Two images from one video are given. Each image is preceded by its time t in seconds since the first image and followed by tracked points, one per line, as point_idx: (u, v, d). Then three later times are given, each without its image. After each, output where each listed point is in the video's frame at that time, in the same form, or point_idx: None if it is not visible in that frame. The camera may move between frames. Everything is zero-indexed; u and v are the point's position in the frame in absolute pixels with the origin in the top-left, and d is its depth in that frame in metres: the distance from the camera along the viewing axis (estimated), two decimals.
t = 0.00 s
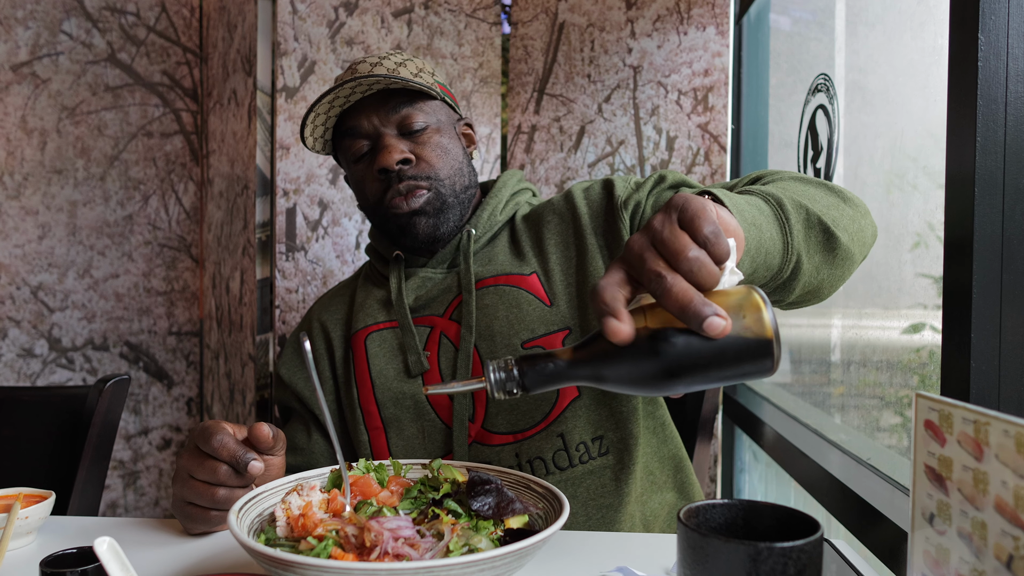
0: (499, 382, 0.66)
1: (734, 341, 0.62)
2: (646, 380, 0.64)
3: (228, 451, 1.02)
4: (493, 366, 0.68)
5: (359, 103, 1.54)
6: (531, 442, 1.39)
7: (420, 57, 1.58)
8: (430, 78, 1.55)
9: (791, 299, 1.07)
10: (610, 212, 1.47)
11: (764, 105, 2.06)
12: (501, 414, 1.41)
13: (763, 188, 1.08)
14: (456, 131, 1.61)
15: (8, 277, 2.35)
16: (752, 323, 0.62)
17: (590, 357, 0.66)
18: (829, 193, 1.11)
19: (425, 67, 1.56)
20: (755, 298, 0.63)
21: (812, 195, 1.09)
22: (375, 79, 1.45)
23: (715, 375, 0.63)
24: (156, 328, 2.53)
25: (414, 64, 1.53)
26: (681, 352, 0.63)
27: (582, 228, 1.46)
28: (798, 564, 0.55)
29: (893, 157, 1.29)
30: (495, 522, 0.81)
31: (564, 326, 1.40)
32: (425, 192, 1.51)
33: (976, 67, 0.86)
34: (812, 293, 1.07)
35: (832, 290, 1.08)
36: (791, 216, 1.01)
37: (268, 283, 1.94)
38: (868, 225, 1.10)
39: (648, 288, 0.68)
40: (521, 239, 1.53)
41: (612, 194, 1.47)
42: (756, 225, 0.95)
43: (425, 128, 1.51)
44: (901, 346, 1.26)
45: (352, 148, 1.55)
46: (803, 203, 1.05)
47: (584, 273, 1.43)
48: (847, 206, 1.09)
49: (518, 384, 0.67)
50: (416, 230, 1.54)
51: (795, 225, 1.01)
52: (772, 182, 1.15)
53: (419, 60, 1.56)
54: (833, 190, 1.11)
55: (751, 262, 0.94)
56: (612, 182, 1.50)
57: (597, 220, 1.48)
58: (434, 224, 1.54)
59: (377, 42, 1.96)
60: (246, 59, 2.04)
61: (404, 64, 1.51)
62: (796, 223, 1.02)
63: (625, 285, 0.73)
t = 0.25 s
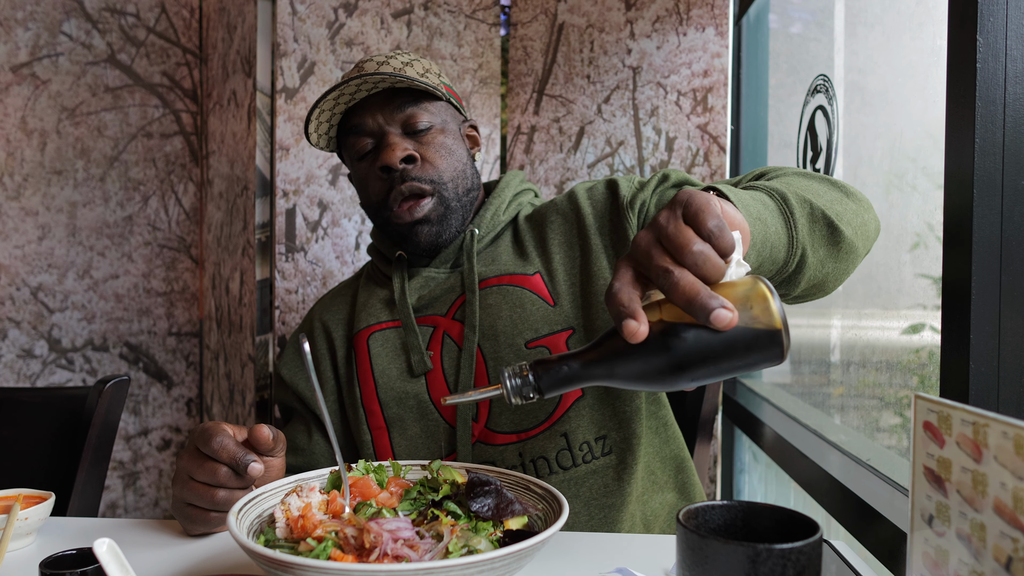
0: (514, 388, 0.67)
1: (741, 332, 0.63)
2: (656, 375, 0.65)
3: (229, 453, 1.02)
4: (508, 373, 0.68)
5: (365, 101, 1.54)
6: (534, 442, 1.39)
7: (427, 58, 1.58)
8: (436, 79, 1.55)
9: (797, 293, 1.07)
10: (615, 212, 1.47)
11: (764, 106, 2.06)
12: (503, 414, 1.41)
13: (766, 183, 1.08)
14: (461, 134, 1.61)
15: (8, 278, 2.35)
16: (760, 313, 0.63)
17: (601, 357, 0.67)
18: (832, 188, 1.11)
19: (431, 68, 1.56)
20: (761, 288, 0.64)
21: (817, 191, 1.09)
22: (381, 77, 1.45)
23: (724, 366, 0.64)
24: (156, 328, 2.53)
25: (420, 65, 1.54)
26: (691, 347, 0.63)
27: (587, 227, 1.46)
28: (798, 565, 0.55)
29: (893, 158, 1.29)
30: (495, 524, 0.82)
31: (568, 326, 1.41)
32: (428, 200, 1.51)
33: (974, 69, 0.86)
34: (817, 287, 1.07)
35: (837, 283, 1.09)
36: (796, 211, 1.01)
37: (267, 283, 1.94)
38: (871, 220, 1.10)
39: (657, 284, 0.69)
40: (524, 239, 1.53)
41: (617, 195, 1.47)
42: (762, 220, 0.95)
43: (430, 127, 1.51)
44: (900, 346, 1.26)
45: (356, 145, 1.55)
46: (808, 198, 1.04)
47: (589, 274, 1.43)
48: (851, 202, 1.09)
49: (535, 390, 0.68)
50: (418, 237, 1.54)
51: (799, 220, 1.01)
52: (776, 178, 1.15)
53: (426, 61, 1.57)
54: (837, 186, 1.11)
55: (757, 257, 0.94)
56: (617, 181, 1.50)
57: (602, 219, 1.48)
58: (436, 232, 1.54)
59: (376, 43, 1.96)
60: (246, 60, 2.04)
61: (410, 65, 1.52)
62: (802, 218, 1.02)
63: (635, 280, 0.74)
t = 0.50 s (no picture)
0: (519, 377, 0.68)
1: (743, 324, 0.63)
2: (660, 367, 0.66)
3: (229, 453, 1.03)
4: (516, 362, 0.69)
5: (365, 105, 1.53)
6: (535, 439, 1.38)
7: (427, 59, 1.58)
8: (437, 80, 1.55)
9: (801, 288, 1.07)
10: (620, 213, 1.47)
11: (764, 105, 2.06)
12: (504, 412, 1.41)
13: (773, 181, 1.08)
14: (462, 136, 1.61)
15: (8, 278, 2.35)
16: (760, 308, 0.63)
17: (605, 348, 0.67)
18: (836, 186, 1.11)
19: (432, 69, 1.56)
20: (762, 285, 0.64)
21: (820, 188, 1.09)
22: (380, 83, 1.44)
23: (726, 359, 0.64)
24: (156, 328, 2.53)
25: (420, 66, 1.54)
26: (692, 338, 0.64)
27: (590, 225, 1.46)
28: (798, 565, 0.55)
29: (893, 158, 1.29)
30: (495, 524, 0.82)
31: (569, 324, 1.41)
32: (431, 207, 1.51)
33: (975, 69, 0.86)
34: (821, 283, 1.07)
35: (841, 279, 1.08)
36: (801, 208, 1.01)
37: (268, 283, 1.94)
38: (874, 216, 1.10)
39: (661, 279, 0.69)
40: (526, 237, 1.53)
41: (622, 195, 1.47)
42: (767, 216, 0.95)
43: (430, 131, 1.51)
44: (901, 346, 1.25)
45: (356, 149, 1.54)
46: (811, 195, 1.04)
47: (591, 273, 1.43)
48: (853, 198, 1.09)
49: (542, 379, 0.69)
50: (421, 246, 1.52)
51: (806, 219, 1.01)
52: (779, 176, 1.15)
53: (425, 61, 1.56)
54: (839, 183, 1.11)
55: (762, 252, 0.95)
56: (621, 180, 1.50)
57: (605, 217, 1.48)
58: (439, 240, 1.53)
59: (376, 43, 1.96)
60: (246, 60, 2.04)
61: (410, 66, 1.51)
62: (807, 214, 1.02)
63: (638, 277, 0.74)
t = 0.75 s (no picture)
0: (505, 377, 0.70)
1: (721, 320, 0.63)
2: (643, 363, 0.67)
3: (229, 453, 1.03)
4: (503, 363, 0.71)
5: (366, 107, 1.52)
6: (536, 439, 1.38)
7: (427, 59, 1.57)
8: (438, 81, 1.54)
9: (792, 283, 1.07)
10: (622, 213, 1.47)
11: (764, 105, 2.06)
12: (504, 412, 1.41)
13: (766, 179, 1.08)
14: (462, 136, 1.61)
15: (9, 278, 2.35)
16: (738, 309, 0.62)
17: (589, 347, 0.69)
18: (829, 182, 1.11)
19: (433, 70, 1.55)
20: (739, 284, 0.63)
21: (811, 184, 1.09)
22: (382, 87, 1.44)
23: (707, 354, 0.64)
24: (156, 329, 2.53)
25: (421, 67, 1.53)
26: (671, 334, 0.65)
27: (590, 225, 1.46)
28: (798, 566, 0.55)
29: (893, 158, 1.29)
30: (495, 524, 0.82)
31: (569, 323, 1.41)
32: (430, 198, 1.51)
33: (975, 69, 0.86)
34: (813, 278, 1.07)
35: (835, 274, 1.08)
36: (788, 204, 1.01)
37: (268, 283, 1.94)
38: (869, 212, 1.11)
39: (640, 279, 0.70)
40: (525, 237, 1.53)
41: (623, 195, 1.47)
42: (753, 212, 0.95)
43: (431, 132, 1.51)
44: (901, 346, 1.25)
45: (357, 150, 1.54)
46: (800, 191, 1.04)
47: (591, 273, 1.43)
48: (847, 194, 1.09)
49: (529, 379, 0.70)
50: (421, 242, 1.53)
51: (793, 215, 1.00)
52: (773, 173, 1.15)
53: (426, 61, 1.56)
54: (832, 179, 1.11)
55: (748, 248, 0.94)
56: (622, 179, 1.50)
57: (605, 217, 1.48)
58: (438, 230, 1.53)
59: (376, 43, 1.96)
60: (246, 60, 2.04)
61: (411, 67, 1.51)
62: (794, 210, 1.01)
63: (619, 277, 0.75)
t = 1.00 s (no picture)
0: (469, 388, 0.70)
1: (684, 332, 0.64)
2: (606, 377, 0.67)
3: (227, 453, 1.03)
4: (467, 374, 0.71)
5: (363, 108, 1.52)
6: (532, 442, 1.38)
7: (425, 60, 1.57)
8: (435, 83, 1.54)
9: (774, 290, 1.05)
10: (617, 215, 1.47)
11: (764, 106, 2.06)
12: (501, 414, 1.41)
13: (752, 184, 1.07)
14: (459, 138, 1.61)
15: (9, 279, 2.35)
16: (698, 321, 0.63)
17: (552, 359, 0.69)
18: (817, 184, 1.12)
19: (431, 71, 1.55)
20: (700, 296, 0.64)
21: (798, 187, 1.09)
22: (379, 87, 1.44)
23: (670, 366, 0.65)
24: (156, 329, 2.53)
25: (419, 68, 1.53)
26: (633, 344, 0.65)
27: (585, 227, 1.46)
28: (797, 567, 0.55)
29: (893, 158, 1.29)
30: (495, 525, 0.82)
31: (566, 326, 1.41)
32: (430, 206, 1.51)
33: (974, 70, 0.86)
34: (798, 284, 1.06)
35: (820, 282, 1.07)
36: (766, 210, 0.99)
37: (268, 284, 1.94)
38: (861, 215, 1.10)
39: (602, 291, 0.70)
40: (522, 238, 1.53)
41: (618, 199, 1.47)
42: (728, 219, 0.93)
43: (428, 134, 1.51)
44: (901, 347, 1.25)
45: (354, 151, 1.54)
46: (781, 196, 1.03)
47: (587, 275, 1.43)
48: (835, 197, 1.09)
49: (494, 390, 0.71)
50: (419, 243, 1.53)
51: (770, 223, 0.99)
52: (759, 176, 1.15)
53: (424, 63, 1.56)
54: (821, 181, 1.12)
55: (723, 256, 0.92)
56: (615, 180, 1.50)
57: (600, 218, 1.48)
58: (439, 239, 1.53)
59: (376, 44, 1.96)
60: (246, 61, 2.04)
61: (409, 69, 1.50)
62: (772, 216, 1.00)
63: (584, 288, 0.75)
